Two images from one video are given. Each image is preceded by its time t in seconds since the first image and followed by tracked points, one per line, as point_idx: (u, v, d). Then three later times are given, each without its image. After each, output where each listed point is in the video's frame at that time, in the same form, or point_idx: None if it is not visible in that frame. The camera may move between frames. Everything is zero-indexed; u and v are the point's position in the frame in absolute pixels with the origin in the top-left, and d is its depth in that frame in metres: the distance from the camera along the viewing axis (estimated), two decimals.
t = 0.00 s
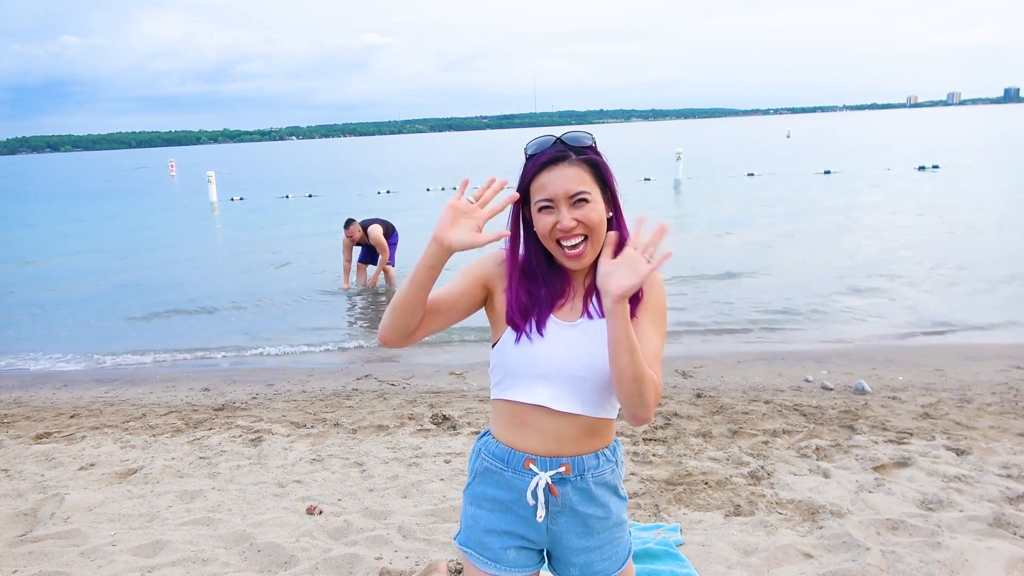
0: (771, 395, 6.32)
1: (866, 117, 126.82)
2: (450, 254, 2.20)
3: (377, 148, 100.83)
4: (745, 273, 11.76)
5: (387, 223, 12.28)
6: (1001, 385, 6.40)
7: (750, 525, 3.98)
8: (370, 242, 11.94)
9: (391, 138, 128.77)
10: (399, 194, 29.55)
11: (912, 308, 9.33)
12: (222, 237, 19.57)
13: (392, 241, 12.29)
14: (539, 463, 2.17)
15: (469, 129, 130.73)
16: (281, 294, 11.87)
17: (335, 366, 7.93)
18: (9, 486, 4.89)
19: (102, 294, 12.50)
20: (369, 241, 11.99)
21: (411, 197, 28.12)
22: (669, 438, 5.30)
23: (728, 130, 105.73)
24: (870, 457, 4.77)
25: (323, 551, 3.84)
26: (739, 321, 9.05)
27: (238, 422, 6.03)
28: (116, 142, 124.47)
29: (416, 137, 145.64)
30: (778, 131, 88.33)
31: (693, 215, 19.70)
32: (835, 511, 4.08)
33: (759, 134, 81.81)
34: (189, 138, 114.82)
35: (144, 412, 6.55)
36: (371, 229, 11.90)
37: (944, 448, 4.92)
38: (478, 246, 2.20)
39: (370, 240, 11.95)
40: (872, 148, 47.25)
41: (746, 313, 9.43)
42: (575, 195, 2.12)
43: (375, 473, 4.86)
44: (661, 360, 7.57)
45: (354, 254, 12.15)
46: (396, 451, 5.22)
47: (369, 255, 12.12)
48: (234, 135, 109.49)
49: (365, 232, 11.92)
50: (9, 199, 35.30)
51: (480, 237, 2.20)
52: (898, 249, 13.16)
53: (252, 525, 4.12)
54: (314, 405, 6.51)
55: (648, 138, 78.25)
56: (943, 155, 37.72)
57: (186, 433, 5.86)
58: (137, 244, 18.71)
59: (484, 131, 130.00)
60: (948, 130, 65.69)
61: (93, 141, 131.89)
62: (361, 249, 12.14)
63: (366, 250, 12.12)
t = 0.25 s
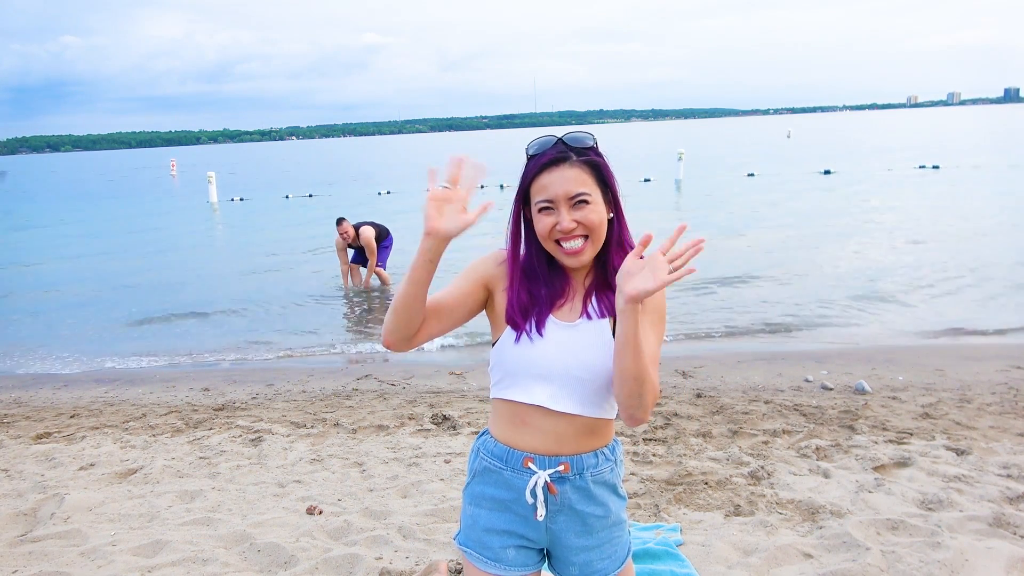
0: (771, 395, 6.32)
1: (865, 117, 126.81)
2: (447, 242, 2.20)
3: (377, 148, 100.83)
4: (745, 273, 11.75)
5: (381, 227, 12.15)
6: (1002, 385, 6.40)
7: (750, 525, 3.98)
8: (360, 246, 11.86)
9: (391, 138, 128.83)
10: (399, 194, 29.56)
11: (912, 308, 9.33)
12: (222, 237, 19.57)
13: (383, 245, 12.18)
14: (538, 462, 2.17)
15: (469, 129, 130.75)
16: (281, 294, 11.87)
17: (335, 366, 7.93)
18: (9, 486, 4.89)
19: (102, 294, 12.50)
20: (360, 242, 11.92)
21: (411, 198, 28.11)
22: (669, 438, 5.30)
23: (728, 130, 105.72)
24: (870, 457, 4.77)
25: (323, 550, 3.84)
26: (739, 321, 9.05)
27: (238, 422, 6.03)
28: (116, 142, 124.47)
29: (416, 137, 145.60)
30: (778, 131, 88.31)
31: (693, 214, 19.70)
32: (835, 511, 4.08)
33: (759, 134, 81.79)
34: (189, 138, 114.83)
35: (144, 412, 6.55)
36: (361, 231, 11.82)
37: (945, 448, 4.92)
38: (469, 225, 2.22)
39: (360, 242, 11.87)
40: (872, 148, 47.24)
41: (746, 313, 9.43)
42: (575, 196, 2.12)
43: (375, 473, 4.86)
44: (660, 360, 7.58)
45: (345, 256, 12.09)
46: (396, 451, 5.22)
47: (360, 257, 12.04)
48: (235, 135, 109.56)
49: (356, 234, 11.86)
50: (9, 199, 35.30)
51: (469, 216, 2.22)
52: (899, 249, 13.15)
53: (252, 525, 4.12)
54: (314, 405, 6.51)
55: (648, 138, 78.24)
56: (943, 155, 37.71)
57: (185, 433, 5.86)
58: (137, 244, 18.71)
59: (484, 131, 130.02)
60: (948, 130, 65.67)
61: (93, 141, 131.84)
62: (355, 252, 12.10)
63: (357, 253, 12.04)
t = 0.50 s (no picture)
0: (771, 395, 6.32)
1: (865, 117, 126.80)
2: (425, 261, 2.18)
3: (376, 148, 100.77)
4: (745, 273, 11.75)
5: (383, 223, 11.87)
6: (1002, 385, 6.40)
7: (750, 525, 3.98)
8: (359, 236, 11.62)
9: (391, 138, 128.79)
10: (399, 194, 29.56)
11: (912, 308, 9.32)
12: (222, 237, 19.57)
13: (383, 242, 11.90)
14: (531, 465, 2.18)
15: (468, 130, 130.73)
16: (281, 294, 11.88)
17: (335, 366, 7.93)
18: (9, 486, 4.89)
19: (102, 294, 12.52)
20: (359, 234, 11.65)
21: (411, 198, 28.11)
22: (669, 438, 5.31)
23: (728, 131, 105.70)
24: (870, 457, 4.78)
25: (324, 550, 3.84)
26: (739, 322, 9.05)
27: (238, 422, 6.03)
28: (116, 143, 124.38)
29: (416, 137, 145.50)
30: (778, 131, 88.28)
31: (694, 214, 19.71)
32: (835, 511, 4.09)
33: (758, 134, 81.77)
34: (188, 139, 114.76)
35: (144, 412, 6.54)
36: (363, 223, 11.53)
37: (945, 448, 4.92)
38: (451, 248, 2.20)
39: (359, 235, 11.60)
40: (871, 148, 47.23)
41: (745, 313, 9.43)
42: (547, 211, 2.09)
43: (375, 474, 4.86)
44: (660, 360, 7.57)
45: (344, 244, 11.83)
46: (396, 451, 5.22)
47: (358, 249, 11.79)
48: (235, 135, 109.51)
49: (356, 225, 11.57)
50: (8, 199, 35.26)
51: (449, 237, 2.21)
52: (899, 249, 13.15)
53: (252, 525, 4.12)
54: (314, 405, 6.50)
55: (648, 138, 78.21)
56: (943, 155, 37.72)
57: (185, 433, 5.86)
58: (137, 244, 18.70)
59: (483, 131, 129.99)
60: (947, 130, 65.67)
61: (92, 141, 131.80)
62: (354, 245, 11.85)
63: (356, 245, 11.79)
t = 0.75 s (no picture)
0: (771, 395, 6.32)
1: (864, 117, 126.97)
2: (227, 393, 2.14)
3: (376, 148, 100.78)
4: (745, 273, 11.77)
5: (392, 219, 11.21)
6: (1001, 384, 6.41)
7: (750, 525, 3.98)
8: (365, 228, 10.92)
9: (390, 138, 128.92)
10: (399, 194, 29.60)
11: (911, 308, 9.34)
12: (222, 237, 19.58)
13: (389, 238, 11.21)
14: (494, 486, 2.07)
15: (468, 130, 130.82)
16: (282, 294, 11.89)
17: (335, 366, 7.93)
18: (10, 486, 4.89)
19: (103, 294, 12.53)
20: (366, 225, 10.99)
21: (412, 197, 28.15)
22: (669, 438, 5.31)
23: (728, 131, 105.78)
24: (870, 457, 4.78)
25: (323, 550, 3.84)
26: (739, 321, 9.06)
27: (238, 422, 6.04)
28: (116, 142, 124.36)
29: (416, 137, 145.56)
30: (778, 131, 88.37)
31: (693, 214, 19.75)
32: (835, 511, 4.09)
33: (758, 134, 81.88)
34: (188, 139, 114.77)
35: (144, 412, 6.55)
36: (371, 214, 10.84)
37: (945, 448, 4.92)
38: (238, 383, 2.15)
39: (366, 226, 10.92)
40: (871, 148, 47.32)
41: (745, 313, 9.45)
42: (453, 271, 1.76)
43: (375, 474, 4.86)
44: (660, 360, 7.58)
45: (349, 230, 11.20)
46: (396, 451, 5.22)
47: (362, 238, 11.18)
48: (234, 134, 109.51)
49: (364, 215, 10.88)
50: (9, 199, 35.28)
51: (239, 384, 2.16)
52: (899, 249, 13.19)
53: (252, 525, 4.12)
54: (314, 405, 6.51)
55: (648, 138, 78.28)
56: (942, 155, 37.82)
57: (186, 433, 5.86)
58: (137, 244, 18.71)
59: (483, 131, 130.07)
60: (947, 129, 65.76)
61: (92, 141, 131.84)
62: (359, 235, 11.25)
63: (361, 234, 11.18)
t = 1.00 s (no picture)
0: (771, 395, 6.32)
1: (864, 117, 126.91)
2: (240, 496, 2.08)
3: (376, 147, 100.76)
4: (745, 273, 11.77)
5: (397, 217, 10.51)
6: (1001, 384, 6.41)
7: (750, 525, 3.98)
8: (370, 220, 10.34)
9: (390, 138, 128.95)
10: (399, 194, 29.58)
11: (912, 308, 9.33)
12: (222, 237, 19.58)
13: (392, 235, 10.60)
14: (483, 474, 2.09)
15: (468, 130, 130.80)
16: (281, 294, 11.89)
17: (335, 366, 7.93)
18: (10, 486, 4.89)
19: (103, 294, 12.52)
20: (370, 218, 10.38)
21: (411, 197, 28.12)
22: (669, 438, 5.31)
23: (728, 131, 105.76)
24: (870, 457, 4.78)
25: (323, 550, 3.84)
26: (739, 321, 9.05)
27: (238, 422, 6.03)
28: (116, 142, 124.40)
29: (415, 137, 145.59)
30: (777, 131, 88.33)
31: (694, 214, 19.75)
32: (835, 511, 4.08)
33: (758, 134, 81.85)
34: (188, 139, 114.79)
35: (144, 412, 6.55)
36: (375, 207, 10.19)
37: (945, 448, 4.92)
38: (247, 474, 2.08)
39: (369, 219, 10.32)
40: (871, 148, 47.27)
41: (745, 313, 9.45)
42: (412, 329, 1.69)
43: (375, 473, 4.86)
44: (660, 360, 7.58)
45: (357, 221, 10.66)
46: (396, 451, 5.22)
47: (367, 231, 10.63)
48: (234, 134, 109.53)
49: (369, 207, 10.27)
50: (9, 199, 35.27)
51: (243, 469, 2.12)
52: (899, 249, 13.17)
53: (252, 525, 4.12)
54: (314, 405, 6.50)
55: (648, 138, 78.25)
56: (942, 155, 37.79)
57: (186, 433, 5.86)
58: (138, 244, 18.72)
59: (483, 131, 130.04)
60: (947, 129, 65.72)
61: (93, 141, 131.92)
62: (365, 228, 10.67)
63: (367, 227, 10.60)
